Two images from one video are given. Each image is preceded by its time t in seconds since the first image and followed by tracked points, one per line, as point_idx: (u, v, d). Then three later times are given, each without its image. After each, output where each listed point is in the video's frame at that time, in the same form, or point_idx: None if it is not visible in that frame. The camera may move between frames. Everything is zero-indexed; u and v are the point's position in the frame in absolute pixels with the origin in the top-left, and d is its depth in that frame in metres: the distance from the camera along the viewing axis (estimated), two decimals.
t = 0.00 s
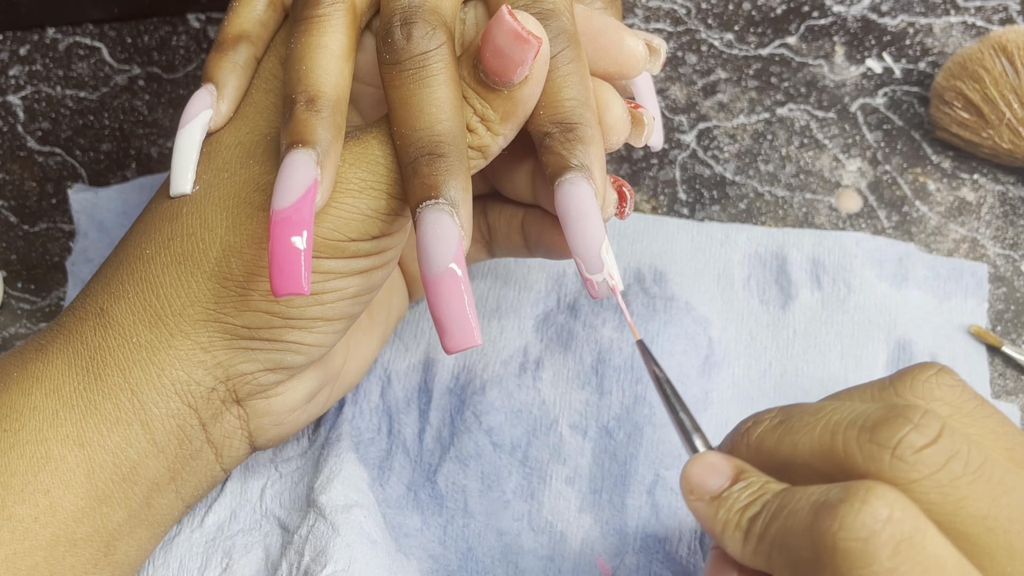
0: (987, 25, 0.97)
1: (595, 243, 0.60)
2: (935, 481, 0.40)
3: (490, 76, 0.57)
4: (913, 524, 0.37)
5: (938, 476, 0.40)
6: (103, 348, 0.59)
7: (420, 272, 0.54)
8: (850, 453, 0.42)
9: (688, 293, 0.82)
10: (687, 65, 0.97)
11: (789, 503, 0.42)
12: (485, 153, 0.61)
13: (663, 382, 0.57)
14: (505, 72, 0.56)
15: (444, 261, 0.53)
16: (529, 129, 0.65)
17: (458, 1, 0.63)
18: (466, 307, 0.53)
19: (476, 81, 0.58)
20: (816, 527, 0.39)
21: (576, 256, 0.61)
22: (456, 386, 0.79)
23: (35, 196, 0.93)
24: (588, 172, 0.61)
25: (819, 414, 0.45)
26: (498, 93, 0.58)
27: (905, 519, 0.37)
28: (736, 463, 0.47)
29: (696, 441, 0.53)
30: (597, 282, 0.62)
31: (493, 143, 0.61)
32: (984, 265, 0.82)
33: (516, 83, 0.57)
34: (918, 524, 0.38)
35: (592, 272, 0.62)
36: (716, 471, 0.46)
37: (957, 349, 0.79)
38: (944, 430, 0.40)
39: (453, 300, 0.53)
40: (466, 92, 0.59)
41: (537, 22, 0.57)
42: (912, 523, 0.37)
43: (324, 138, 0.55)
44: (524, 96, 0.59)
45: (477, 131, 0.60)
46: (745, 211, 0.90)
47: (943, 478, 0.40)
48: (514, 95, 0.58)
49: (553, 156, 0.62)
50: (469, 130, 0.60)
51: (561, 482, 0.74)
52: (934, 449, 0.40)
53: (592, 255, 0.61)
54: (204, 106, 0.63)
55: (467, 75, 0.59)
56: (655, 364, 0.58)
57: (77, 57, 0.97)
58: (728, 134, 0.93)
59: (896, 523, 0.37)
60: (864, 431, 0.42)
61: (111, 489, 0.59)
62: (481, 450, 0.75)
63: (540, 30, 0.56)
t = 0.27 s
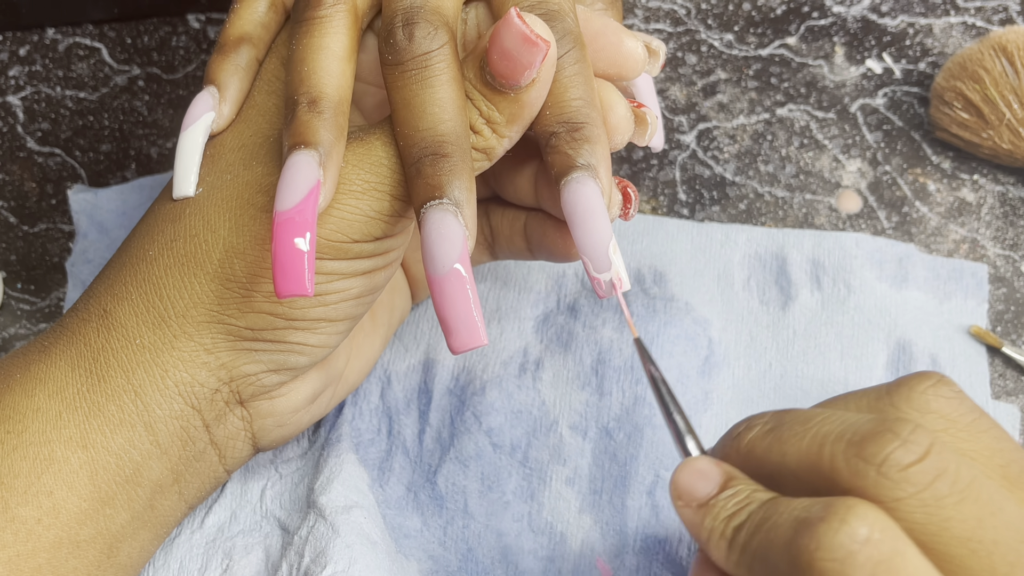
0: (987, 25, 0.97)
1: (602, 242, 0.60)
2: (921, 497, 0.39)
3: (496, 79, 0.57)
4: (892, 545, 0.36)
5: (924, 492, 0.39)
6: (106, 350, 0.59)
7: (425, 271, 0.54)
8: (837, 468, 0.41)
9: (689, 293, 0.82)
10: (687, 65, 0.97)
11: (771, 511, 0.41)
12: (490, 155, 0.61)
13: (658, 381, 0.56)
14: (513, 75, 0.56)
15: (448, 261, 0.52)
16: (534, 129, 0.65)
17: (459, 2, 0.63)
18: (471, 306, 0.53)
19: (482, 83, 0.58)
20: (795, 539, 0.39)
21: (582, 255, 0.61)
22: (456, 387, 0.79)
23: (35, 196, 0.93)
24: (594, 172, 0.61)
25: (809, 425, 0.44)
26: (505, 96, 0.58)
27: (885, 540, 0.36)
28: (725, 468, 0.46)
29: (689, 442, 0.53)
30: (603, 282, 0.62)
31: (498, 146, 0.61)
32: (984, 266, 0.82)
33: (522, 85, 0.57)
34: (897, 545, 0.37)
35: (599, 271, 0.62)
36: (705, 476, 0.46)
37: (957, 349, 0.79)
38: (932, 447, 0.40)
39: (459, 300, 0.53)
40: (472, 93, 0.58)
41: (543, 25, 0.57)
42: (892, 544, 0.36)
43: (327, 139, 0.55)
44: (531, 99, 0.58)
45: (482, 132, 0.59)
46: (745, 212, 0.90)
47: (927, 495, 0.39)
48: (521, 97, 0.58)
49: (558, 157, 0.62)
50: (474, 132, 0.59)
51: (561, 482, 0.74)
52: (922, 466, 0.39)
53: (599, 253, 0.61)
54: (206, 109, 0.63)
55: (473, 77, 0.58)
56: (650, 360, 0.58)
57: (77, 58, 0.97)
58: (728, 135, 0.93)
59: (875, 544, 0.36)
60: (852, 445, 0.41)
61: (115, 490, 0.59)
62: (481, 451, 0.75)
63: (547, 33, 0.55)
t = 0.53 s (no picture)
0: (987, 24, 0.97)
1: (609, 239, 0.60)
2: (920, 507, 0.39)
3: (508, 83, 0.55)
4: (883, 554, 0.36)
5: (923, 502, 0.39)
6: (108, 348, 0.59)
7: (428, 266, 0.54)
8: (834, 479, 0.41)
9: (688, 292, 0.82)
10: (687, 64, 0.97)
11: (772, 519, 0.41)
12: (495, 156, 0.60)
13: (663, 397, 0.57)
14: (524, 79, 0.54)
15: (452, 256, 0.52)
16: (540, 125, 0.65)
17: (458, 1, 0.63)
18: (475, 302, 0.53)
19: (492, 84, 0.56)
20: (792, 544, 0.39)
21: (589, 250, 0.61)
22: (456, 386, 0.79)
23: (35, 195, 0.93)
24: (600, 169, 0.61)
25: (806, 437, 0.44)
26: (515, 100, 0.56)
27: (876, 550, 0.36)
28: (727, 483, 0.46)
29: (692, 455, 0.53)
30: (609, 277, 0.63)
31: (504, 147, 0.60)
32: (984, 265, 0.82)
33: (534, 91, 0.55)
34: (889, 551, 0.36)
35: (605, 266, 0.62)
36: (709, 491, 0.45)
37: (957, 348, 0.79)
38: (928, 455, 0.40)
39: (462, 295, 0.53)
40: (481, 94, 0.57)
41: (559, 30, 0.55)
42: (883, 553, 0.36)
43: (325, 139, 0.55)
44: (542, 104, 0.57)
45: (489, 134, 0.58)
46: (745, 211, 0.90)
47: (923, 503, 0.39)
48: (531, 102, 0.56)
49: (563, 152, 0.62)
50: (481, 133, 0.58)
51: (561, 481, 0.74)
52: (918, 476, 0.39)
53: (606, 249, 0.61)
54: (206, 110, 0.63)
55: (484, 79, 0.57)
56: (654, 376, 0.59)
57: (77, 57, 0.97)
58: (728, 134, 0.93)
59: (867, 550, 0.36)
60: (847, 457, 0.41)
61: (117, 488, 0.59)
62: (481, 450, 0.75)
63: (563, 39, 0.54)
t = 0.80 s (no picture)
0: (987, 24, 0.97)
1: (612, 236, 0.60)
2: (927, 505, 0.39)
3: (513, 84, 0.55)
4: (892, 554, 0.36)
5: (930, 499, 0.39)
6: (111, 348, 0.59)
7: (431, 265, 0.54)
8: (842, 476, 0.41)
9: (688, 292, 0.82)
10: (686, 64, 0.97)
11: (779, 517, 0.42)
12: (498, 155, 0.60)
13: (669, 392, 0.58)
14: (529, 81, 0.54)
15: (454, 255, 0.52)
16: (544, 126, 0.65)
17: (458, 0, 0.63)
18: (478, 300, 0.53)
19: (497, 85, 0.56)
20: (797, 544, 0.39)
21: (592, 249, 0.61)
22: (456, 386, 0.79)
23: (35, 195, 0.93)
24: (602, 169, 0.61)
25: (814, 433, 0.44)
26: (520, 102, 0.56)
27: (888, 548, 0.36)
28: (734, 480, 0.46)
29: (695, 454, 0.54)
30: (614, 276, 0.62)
31: (508, 148, 0.59)
32: (984, 265, 0.82)
33: (539, 93, 0.54)
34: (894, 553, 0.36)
35: (608, 265, 0.61)
36: (717, 490, 0.46)
37: (957, 348, 0.79)
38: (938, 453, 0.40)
39: (465, 294, 0.53)
40: (486, 96, 0.57)
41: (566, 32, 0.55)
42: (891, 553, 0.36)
43: (327, 139, 0.55)
44: (547, 106, 0.56)
45: (493, 135, 0.58)
46: (745, 210, 0.90)
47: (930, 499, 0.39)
48: (536, 104, 0.56)
49: (566, 152, 0.62)
50: (485, 134, 0.58)
51: (561, 480, 0.74)
52: (927, 473, 0.39)
53: (609, 247, 0.60)
54: (207, 110, 0.63)
55: (489, 79, 0.56)
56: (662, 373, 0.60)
57: (77, 57, 0.97)
58: (728, 133, 0.93)
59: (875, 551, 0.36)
60: (856, 453, 0.41)
61: (120, 488, 0.59)
62: (481, 449, 0.75)
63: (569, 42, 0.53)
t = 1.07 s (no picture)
0: (987, 25, 0.97)
1: (616, 238, 0.60)
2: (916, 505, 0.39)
3: (516, 85, 0.54)
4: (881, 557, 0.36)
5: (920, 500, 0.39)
6: (114, 351, 0.59)
7: (432, 265, 0.53)
8: (831, 474, 0.41)
9: (688, 292, 0.82)
10: (687, 65, 0.97)
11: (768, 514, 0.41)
12: (500, 156, 0.60)
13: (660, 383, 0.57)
14: (531, 83, 0.54)
15: (455, 255, 0.52)
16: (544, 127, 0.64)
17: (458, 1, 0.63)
18: (480, 300, 0.53)
19: (498, 86, 0.56)
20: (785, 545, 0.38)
21: (595, 251, 0.61)
22: (456, 386, 0.79)
23: (35, 195, 0.93)
24: (603, 169, 0.61)
25: (805, 430, 0.44)
26: (522, 102, 0.56)
27: (874, 551, 0.36)
28: (726, 476, 0.45)
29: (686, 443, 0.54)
30: (617, 277, 0.62)
31: (510, 148, 0.59)
32: (984, 265, 0.82)
33: (541, 93, 0.54)
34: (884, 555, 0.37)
35: (611, 267, 0.61)
36: (707, 486, 0.45)
37: (957, 349, 0.79)
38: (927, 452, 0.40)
39: (467, 294, 0.53)
40: (487, 96, 0.57)
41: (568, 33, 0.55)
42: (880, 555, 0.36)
43: (327, 141, 0.55)
44: (549, 106, 0.56)
45: (494, 136, 0.58)
46: (745, 211, 0.90)
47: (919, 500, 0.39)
48: (538, 105, 0.56)
49: (567, 153, 0.62)
50: (486, 135, 0.58)
51: (561, 481, 0.74)
52: (916, 474, 0.39)
53: (612, 249, 0.60)
54: (207, 111, 0.63)
55: (491, 80, 0.56)
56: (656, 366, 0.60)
57: (77, 57, 0.97)
58: (728, 134, 0.93)
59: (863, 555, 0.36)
60: (846, 452, 0.41)
61: (123, 490, 0.58)
62: (481, 450, 0.75)
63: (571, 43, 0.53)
